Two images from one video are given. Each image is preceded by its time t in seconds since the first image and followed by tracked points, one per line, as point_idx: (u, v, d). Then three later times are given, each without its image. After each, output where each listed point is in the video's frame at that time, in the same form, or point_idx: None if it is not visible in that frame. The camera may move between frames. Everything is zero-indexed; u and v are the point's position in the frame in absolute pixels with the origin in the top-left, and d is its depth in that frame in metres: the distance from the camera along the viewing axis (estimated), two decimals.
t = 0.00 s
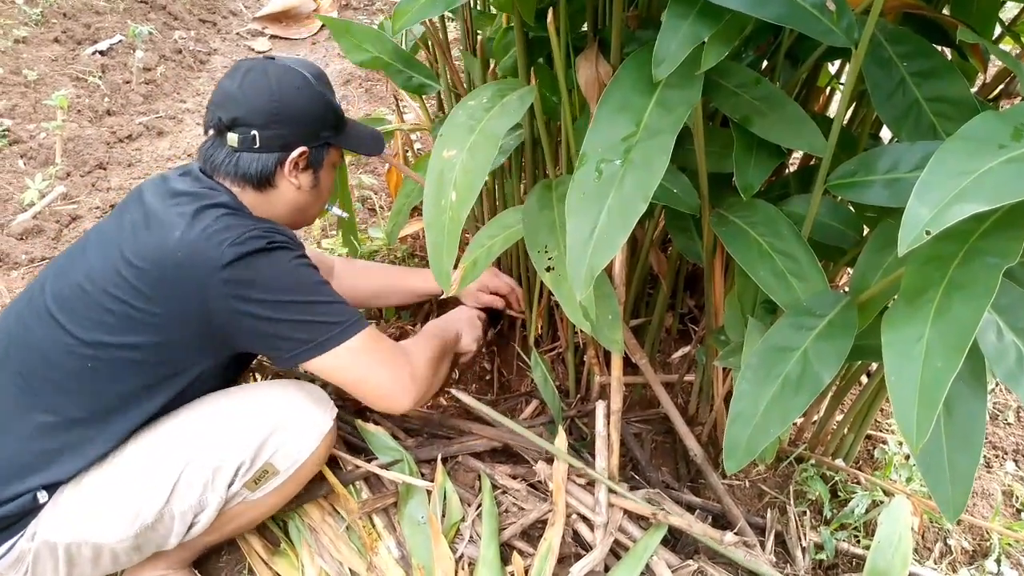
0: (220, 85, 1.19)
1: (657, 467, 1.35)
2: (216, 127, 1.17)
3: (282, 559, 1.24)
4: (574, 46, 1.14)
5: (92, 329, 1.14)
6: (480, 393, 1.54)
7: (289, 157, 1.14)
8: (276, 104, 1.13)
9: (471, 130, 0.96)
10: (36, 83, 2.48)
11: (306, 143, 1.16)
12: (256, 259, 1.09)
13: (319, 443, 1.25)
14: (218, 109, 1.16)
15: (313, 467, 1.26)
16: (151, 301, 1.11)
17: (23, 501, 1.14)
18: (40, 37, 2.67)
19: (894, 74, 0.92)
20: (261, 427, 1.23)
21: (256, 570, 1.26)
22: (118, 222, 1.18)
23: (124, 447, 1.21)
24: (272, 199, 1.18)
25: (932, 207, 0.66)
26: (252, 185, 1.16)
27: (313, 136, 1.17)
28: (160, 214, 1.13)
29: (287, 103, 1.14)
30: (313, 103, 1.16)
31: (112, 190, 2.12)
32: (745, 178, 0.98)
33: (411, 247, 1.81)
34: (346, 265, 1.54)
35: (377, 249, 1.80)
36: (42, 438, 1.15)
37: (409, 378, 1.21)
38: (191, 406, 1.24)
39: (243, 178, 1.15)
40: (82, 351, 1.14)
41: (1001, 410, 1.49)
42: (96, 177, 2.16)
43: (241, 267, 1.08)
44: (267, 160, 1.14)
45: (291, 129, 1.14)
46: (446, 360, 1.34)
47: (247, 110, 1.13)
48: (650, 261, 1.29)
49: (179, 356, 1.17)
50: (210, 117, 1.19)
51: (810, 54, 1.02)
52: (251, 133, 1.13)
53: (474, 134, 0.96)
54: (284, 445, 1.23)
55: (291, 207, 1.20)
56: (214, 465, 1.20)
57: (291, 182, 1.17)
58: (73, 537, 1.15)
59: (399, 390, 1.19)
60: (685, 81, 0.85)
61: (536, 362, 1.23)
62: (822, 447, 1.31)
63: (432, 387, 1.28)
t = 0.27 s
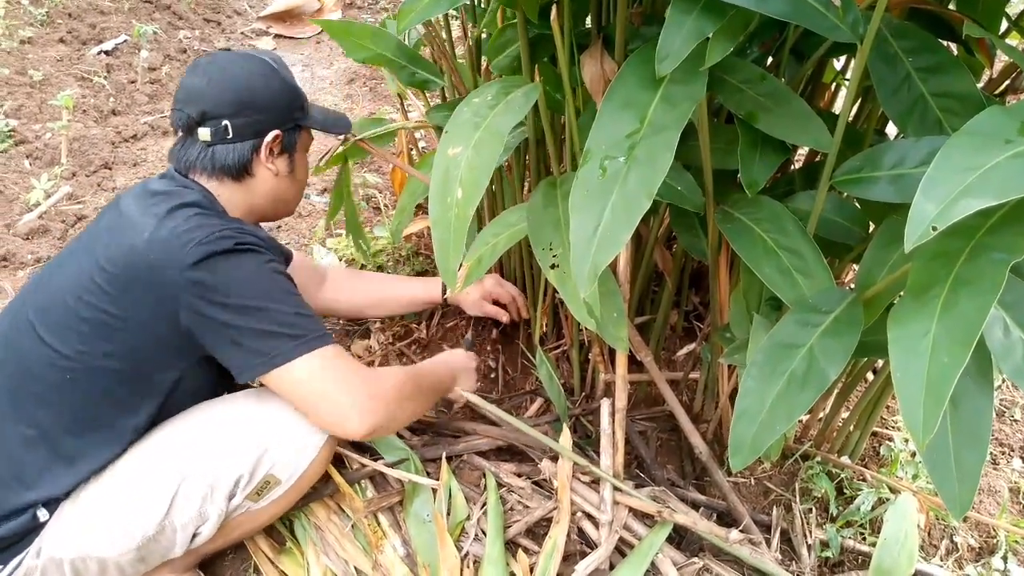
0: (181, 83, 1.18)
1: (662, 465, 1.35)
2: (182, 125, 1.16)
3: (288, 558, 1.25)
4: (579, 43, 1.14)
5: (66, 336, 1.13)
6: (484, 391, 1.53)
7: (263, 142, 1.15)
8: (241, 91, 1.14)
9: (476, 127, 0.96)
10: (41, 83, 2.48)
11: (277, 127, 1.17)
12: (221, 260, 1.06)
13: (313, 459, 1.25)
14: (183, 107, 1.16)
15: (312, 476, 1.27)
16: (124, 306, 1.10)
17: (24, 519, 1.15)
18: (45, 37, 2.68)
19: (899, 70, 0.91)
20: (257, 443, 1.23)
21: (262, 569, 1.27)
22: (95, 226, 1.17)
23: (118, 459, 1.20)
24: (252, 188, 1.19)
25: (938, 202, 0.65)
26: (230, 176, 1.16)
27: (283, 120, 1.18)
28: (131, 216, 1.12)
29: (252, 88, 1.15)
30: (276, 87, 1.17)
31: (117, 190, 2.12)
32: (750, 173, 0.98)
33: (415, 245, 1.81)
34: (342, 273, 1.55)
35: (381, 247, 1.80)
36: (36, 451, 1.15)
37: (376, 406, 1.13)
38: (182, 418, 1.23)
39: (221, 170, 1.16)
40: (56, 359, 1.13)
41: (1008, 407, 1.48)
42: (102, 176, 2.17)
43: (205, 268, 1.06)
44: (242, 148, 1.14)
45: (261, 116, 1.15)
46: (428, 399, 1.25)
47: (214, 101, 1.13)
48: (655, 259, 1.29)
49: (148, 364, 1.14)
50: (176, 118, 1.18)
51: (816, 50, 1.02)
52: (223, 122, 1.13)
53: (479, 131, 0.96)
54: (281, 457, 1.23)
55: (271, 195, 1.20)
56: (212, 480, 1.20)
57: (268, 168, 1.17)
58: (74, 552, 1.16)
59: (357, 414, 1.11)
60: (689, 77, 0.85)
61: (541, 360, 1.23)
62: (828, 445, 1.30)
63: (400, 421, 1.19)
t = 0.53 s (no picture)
0: (151, 82, 1.19)
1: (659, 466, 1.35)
2: (156, 124, 1.17)
3: (286, 559, 1.25)
4: (575, 46, 1.15)
5: (45, 336, 1.12)
6: (482, 392, 1.53)
7: (240, 133, 1.16)
8: (211, 85, 1.15)
9: (473, 129, 0.97)
10: (39, 84, 2.48)
11: (251, 118, 1.18)
12: (199, 255, 1.06)
13: (309, 456, 1.25)
14: (155, 106, 1.16)
15: (309, 474, 1.27)
16: (107, 305, 1.09)
17: (17, 525, 1.15)
18: (43, 39, 2.68)
19: (893, 72, 0.92)
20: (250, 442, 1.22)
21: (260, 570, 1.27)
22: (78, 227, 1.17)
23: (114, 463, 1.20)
24: (232, 181, 1.20)
25: (933, 203, 0.66)
26: (210, 170, 1.17)
27: (255, 110, 1.19)
28: (114, 216, 1.12)
29: (223, 82, 1.16)
30: (245, 78, 1.19)
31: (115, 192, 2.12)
32: (746, 175, 0.98)
33: (413, 247, 1.82)
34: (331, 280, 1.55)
35: (379, 249, 1.81)
36: (24, 457, 1.15)
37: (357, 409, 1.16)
38: (175, 421, 1.23)
39: (200, 165, 1.16)
40: (37, 361, 1.12)
41: (1003, 408, 1.49)
42: (100, 178, 2.17)
43: (184, 263, 1.06)
44: (220, 141, 1.15)
45: (234, 107, 1.16)
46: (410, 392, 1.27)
47: (186, 97, 1.14)
48: (652, 261, 1.29)
49: (128, 364, 1.13)
50: (147, 119, 1.18)
51: (811, 52, 1.03)
52: (198, 117, 1.14)
53: (476, 132, 0.96)
54: (279, 456, 1.23)
55: (251, 187, 1.22)
56: (209, 481, 1.20)
57: (246, 160, 1.19)
58: (73, 555, 1.15)
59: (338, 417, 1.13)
60: (685, 79, 0.85)
61: (538, 361, 1.23)
62: (824, 445, 1.31)
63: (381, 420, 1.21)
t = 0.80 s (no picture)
0: (166, 84, 1.19)
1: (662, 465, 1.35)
2: (173, 125, 1.17)
3: (288, 560, 1.25)
4: (576, 44, 1.14)
5: (60, 326, 1.13)
6: (485, 392, 1.53)
7: (257, 133, 1.16)
8: (228, 85, 1.15)
9: (474, 129, 0.96)
10: (40, 86, 2.48)
11: (268, 117, 1.18)
12: (218, 248, 1.07)
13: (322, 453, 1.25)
14: (172, 107, 1.16)
15: (320, 469, 1.26)
16: (122, 295, 1.10)
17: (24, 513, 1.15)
18: (44, 41, 2.68)
19: (896, 69, 0.91)
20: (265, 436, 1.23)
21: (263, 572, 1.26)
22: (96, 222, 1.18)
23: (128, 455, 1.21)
24: (250, 181, 1.19)
25: (937, 201, 0.65)
26: (228, 170, 1.17)
27: (272, 110, 1.19)
28: (131, 210, 1.13)
29: (239, 81, 1.16)
30: (260, 77, 1.19)
31: (116, 193, 2.12)
32: (749, 173, 0.98)
33: (415, 247, 1.82)
34: (353, 272, 1.55)
35: (381, 249, 1.81)
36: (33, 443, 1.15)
37: (384, 388, 1.16)
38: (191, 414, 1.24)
39: (218, 164, 1.16)
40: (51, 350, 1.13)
41: (1008, 406, 1.49)
42: (101, 180, 2.17)
43: (204, 256, 1.06)
44: (237, 140, 1.15)
45: (251, 107, 1.16)
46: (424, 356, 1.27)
47: (203, 97, 1.14)
48: (654, 259, 1.29)
49: (144, 355, 1.14)
50: (165, 120, 1.18)
51: (813, 49, 1.02)
52: (215, 117, 1.14)
53: (477, 132, 0.96)
54: (291, 449, 1.23)
55: (268, 186, 1.21)
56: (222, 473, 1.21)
57: (264, 159, 1.19)
58: (82, 545, 1.15)
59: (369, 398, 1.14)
60: (686, 78, 0.85)
61: (541, 361, 1.23)
62: (828, 444, 1.30)
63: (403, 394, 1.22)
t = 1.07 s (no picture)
0: (191, 79, 1.20)
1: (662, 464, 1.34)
2: (196, 118, 1.18)
3: (288, 561, 1.24)
4: (575, 42, 1.14)
5: (86, 316, 1.11)
6: (483, 392, 1.53)
7: (278, 129, 1.17)
8: (253, 80, 1.16)
9: (473, 128, 0.96)
10: (38, 86, 2.48)
11: (289, 115, 1.19)
12: (252, 237, 1.08)
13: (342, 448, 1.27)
14: (196, 101, 1.17)
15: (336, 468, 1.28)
16: (149, 285, 1.10)
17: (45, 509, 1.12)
18: (41, 41, 2.67)
19: (895, 66, 0.91)
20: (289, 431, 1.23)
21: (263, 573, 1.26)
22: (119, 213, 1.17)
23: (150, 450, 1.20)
24: (268, 178, 1.19)
25: (937, 198, 0.65)
26: (248, 165, 1.17)
27: (293, 108, 1.20)
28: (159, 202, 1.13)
29: (263, 78, 1.17)
30: (284, 75, 1.20)
31: (115, 193, 2.12)
32: (747, 173, 0.97)
33: (414, 246, 1.81)
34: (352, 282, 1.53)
35: (379, 249, 1.80)
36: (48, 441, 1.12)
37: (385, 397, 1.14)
38: (214, 408, 1.25)
39: (238, 159, 1.16)
40: (78, 341, 1.11)
41: (1008, 404, 1.48)
42: (99, 180, 2.17)
43: (238, 245, 1.07)
44: (258, 136, 1.16)
45: (274, 104, 1.17)
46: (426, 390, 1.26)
47: (226, 92, 1.15)
48: (653, 258, 1.28)
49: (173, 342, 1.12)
50: (187, 115, 1.19)
51: (812, 47, 1.02)
52: (237, 112, 1.14)
53: (476, 131, 0.95)
54: (313, 450, 1.24)
55: (286, 184, 1.21)
56: (246, 467, 1.21)
57: (282, 156, 1.19)
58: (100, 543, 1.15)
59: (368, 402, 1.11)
60: (684, 76, 0.84)
61: (539, 360, 1.22)
62: (828, 442, 1.30)
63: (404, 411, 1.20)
